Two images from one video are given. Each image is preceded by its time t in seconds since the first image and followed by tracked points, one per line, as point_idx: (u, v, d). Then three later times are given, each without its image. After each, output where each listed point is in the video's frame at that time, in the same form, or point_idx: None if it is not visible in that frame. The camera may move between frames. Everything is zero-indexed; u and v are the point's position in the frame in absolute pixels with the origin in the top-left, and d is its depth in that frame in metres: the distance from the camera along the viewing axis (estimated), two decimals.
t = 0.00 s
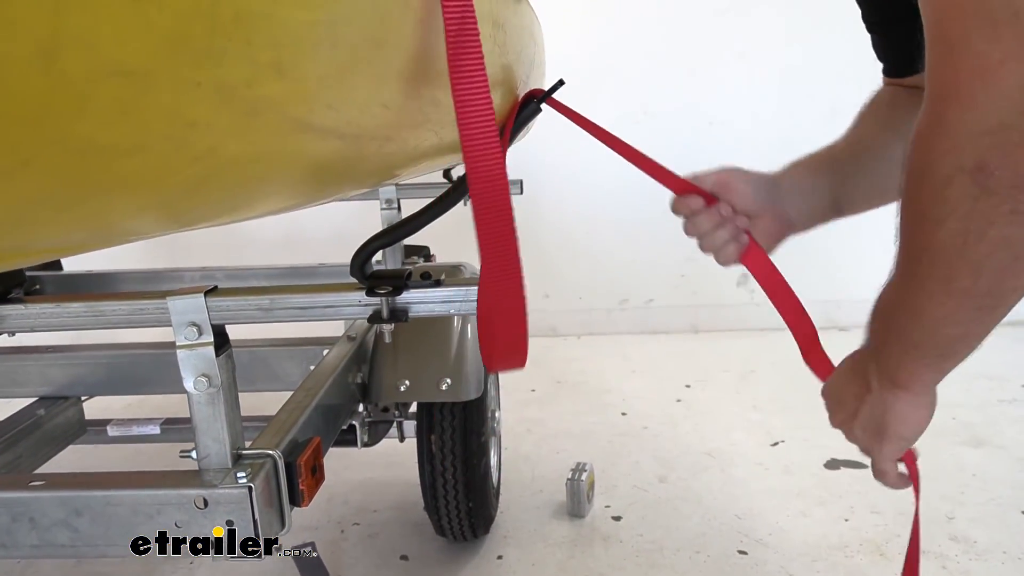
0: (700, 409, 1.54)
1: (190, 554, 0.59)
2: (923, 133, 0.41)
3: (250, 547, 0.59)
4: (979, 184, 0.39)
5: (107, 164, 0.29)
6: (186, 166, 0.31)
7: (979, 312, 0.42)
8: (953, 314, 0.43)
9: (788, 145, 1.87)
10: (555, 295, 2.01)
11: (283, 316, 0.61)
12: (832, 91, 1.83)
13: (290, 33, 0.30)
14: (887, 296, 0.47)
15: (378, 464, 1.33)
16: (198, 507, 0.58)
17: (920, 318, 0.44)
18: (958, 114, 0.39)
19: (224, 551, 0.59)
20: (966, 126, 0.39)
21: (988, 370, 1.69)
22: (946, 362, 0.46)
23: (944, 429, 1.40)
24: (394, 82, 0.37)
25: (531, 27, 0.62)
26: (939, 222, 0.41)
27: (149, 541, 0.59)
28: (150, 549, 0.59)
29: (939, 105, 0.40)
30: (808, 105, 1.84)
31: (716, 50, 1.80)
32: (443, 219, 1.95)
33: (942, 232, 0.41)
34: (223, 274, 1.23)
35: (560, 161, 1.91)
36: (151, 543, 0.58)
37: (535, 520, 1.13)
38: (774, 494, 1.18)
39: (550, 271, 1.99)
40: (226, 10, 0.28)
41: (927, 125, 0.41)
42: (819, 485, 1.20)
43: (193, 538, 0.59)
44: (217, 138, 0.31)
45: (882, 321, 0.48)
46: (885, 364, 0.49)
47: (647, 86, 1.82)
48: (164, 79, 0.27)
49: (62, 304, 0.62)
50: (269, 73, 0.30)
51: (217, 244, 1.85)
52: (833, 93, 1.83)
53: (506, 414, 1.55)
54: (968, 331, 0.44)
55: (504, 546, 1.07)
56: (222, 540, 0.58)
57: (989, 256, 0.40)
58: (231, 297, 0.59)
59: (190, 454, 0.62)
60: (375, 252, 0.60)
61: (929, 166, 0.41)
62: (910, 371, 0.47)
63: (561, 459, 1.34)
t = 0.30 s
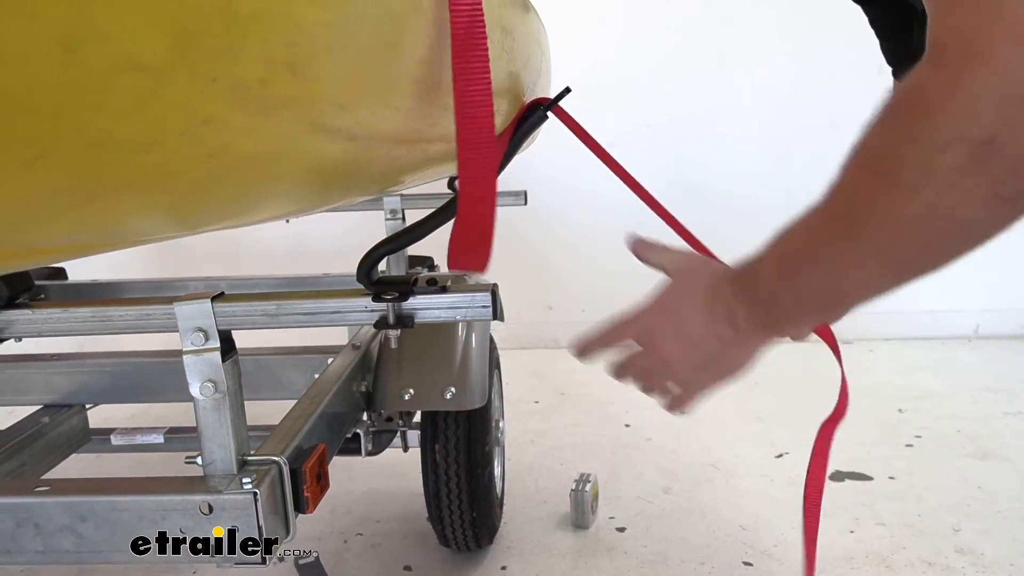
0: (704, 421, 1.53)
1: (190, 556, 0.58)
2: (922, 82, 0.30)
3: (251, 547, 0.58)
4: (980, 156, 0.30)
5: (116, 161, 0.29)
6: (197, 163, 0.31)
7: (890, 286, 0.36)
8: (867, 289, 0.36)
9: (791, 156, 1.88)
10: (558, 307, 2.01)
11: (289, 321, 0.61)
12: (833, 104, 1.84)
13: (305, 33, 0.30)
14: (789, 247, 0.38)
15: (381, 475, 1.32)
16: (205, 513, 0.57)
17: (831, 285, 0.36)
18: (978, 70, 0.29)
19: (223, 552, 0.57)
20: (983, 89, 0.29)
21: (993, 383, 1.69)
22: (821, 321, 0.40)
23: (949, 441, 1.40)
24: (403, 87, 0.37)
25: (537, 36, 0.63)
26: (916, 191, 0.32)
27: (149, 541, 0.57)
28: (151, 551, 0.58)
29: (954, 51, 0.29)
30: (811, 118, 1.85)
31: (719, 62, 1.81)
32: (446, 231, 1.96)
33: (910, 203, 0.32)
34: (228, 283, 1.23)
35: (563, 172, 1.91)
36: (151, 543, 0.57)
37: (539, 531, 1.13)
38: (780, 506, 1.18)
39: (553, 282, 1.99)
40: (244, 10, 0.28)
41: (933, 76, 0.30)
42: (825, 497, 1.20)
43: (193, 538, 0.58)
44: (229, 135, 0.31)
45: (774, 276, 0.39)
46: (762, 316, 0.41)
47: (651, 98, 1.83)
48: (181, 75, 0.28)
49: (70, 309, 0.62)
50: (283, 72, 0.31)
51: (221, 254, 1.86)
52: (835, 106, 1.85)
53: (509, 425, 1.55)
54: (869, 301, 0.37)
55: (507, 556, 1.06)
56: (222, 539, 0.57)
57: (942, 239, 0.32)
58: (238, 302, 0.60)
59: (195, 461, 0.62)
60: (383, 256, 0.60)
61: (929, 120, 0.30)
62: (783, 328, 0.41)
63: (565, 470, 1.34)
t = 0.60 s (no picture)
0: (709, 431, 1.53)
1: (191, 556, 0.58)
2: None
3: (251, 547, 0.57)
4: (954, 48, 0.30)
5: (118, 161, 0.29)
6: (199, 166, 0.32)
7: (818, 177, 0.37)
8: (798, 159, 0.37)
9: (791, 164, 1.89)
10: (563, 317, 2.00)
11: (292, 329, 0.61)
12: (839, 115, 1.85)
13: (307, 36, 0.31)
14: (749, 97, 0.39)
15: (384, 484, 1.32)
16: (208, 521, 0.57)
17: (761, 140, 0.38)
18: None
19: (223, 552, 0.57)
20: None
21: (1000, 394, 1.68)
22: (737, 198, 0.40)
23: (957, 452, 1.39)
24: (405, 92, 0.38)
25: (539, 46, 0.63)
26: (881, 66, 0.33)
27: (149, 541, 0.57)
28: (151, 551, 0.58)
29: None
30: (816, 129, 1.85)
31: (724, 73, 1.81)
32: (451, 241, 1.96)
33: (875, 84, 0.33)
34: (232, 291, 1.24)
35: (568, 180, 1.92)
36: (151, 543, 0.57)
37: (543, 541, 1.12)
38: (786, 516, 1.17)
39: (559, 292, 1.99)
40: (242, 11, 0.28)
41: None
42: (832, 508, 1.19)
43: (193, 538, 0.57)
44: (231, 138, 0.31)
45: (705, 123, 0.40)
46: (676, 179, 0.42)
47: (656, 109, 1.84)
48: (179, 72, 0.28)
49: (75, 315, 0.63)
50: (285, 75, 0.31)
51: (227, 263, 1.86)
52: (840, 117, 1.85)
53: (513, 435, 1.55)
54: (797, 192, 0.39)
55: (510, 566, 1.06)
56: (221, 540, 0.57)
57: (891, 129, 0.33)
58: (242, 309, 0.60)
59: (198, 468, 0.62)
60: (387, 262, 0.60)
61: None
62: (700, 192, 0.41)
63: (569, 480, 1.33)
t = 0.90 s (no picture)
0: (715, 438, 1.52)
1: (191, 557, 0.57)
2: None
3: (251, 547, 0.57)
4: (963, 9, 0.36)
5: (119, 153, 0.29)
6: (202, 160, 0.31)
7: (814, 120, 0.45)
8: (795, 99, 0.45)
9: (797, 170, 1.89)
10: (568, 323, 2.00)
11: (297, 330, 0.61)
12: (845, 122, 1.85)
13: (312, 29, 0.31)
14: (756, 41, 0.47)
15: (389, 489, 1.31)
16: (211, 523, 0.57)
17: (765, 82, 0.46)
18: None
19: (223, 552, 0.57)
20: None
21: (1008, 401, 1.67)
22: (733, 131, 0.50)
23: (966, 459, 1.38)
24: (406, 86, 0.38)
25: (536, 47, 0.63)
26: (889, 21, 0.39)
27: (149, 540, 0.57)
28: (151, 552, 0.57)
29: None
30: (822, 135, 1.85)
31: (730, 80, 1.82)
32: (456, 246, 1.96)
33: (878, 37, 0.40)
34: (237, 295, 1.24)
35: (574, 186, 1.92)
36: (151, 543, 0.56)
37: (548, 547, 1.11)
38: (793, 523, 1.16)
39: (564, 298, 1.99)
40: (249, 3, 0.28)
41: None
42: (839, 515, 1.18)
43: (193, 538, 0.57)
44: (235, 131, 0.31)
45: (710, 58, 0.48)
46: (674, 109, 0.52)
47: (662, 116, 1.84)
48: (183, 65, 0.28)
49: (80, 316, 0.63)
50: (290, 67, 0.31)
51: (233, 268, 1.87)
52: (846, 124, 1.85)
53: (518, 440, 1.54)
54: (785, 126, 0.47)
55: (514, 572, 1.05)
56: (222, 540, 0.57)
57: (890, 80, 0.40)
58: (247, 310, 0.60)
59: (201, 469, 0.62)
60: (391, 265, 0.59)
61: None
62: (696, 118, 0.51)
63: (574, 486, 1.32)
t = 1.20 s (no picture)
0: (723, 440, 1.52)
1: (191, 556, 0.57)
2: None
3: (251, 547, 0.57)
4: (962, 22, 0.37)
5: (124, 152, 0.29)
6: (211, 157, 0.32)
7: (822, 121, 0.45)
8: (800, 99, 0.44)
9: (805, 171, 1.88)
10: (575, 325, 2.00)
11: (304, 330, 0.62)
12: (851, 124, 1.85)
13: (318, 26, 0.31)
14: (758, 40, 0.46)
15: (394, 491, 1.31)
16: (214, 522, 0.57)
17: (768, 83, 0.45)
18: None
19: (223, 552, 0.57)
20: None
21: (1016, 405, 1.66)
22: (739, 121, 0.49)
23: (974, 462, 1.37)
24: (412, 82, 0.38)
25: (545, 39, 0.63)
26: (891, 30, 0.40)
27: (149, 541, 0.57)
28: (151, 551, 0.57)
29: None
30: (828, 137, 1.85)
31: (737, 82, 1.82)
32: (463, 248, 1.96)
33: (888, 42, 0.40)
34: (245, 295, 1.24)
35: (581, 187, 1.92)
36: (151, 542, 0.56)
37: (554, 549, 1.11)
38: (800, 526, 1.16)
39: (570, 300, 1.99)
40: None
41: None
42: (846, 519, 1.17)
43: (193, 538, 0.57)
44: (244, 128, 0.31)
45: (710, 57, 0.48)
46: (681, 109, 0.52)
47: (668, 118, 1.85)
48: (189, 64, 0.28)
49: (87, 315, 0.63)
50: (296, 65, 0.31)
51: (240, 269, 1.87)
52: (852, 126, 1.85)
53: (523, 442, 1.54)
54: (791, 122, 0.47)
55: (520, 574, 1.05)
56: (222, 539, 0.57)
57: (890, 86, 0.41)
58: (254, 309, 0.60)
59: (208, 469, 0.62)
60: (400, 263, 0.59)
61: None
62: (703, 112, 0.50)
63: (581, 487, 1.32)
